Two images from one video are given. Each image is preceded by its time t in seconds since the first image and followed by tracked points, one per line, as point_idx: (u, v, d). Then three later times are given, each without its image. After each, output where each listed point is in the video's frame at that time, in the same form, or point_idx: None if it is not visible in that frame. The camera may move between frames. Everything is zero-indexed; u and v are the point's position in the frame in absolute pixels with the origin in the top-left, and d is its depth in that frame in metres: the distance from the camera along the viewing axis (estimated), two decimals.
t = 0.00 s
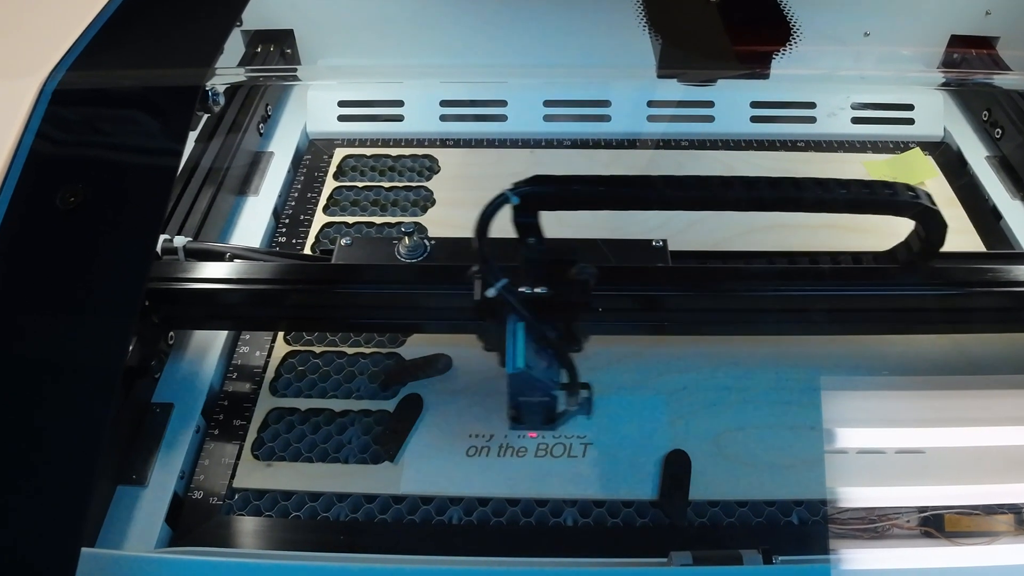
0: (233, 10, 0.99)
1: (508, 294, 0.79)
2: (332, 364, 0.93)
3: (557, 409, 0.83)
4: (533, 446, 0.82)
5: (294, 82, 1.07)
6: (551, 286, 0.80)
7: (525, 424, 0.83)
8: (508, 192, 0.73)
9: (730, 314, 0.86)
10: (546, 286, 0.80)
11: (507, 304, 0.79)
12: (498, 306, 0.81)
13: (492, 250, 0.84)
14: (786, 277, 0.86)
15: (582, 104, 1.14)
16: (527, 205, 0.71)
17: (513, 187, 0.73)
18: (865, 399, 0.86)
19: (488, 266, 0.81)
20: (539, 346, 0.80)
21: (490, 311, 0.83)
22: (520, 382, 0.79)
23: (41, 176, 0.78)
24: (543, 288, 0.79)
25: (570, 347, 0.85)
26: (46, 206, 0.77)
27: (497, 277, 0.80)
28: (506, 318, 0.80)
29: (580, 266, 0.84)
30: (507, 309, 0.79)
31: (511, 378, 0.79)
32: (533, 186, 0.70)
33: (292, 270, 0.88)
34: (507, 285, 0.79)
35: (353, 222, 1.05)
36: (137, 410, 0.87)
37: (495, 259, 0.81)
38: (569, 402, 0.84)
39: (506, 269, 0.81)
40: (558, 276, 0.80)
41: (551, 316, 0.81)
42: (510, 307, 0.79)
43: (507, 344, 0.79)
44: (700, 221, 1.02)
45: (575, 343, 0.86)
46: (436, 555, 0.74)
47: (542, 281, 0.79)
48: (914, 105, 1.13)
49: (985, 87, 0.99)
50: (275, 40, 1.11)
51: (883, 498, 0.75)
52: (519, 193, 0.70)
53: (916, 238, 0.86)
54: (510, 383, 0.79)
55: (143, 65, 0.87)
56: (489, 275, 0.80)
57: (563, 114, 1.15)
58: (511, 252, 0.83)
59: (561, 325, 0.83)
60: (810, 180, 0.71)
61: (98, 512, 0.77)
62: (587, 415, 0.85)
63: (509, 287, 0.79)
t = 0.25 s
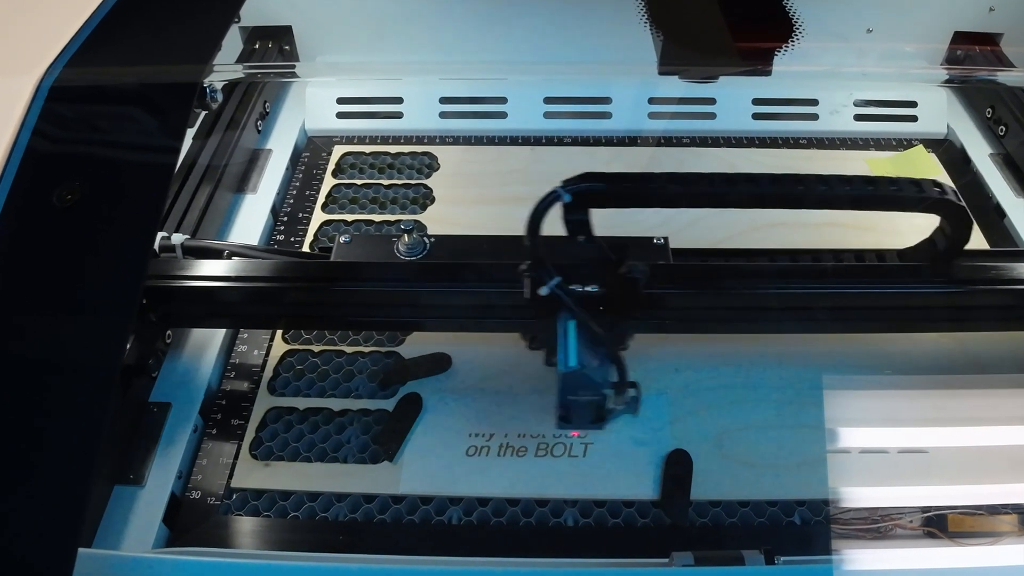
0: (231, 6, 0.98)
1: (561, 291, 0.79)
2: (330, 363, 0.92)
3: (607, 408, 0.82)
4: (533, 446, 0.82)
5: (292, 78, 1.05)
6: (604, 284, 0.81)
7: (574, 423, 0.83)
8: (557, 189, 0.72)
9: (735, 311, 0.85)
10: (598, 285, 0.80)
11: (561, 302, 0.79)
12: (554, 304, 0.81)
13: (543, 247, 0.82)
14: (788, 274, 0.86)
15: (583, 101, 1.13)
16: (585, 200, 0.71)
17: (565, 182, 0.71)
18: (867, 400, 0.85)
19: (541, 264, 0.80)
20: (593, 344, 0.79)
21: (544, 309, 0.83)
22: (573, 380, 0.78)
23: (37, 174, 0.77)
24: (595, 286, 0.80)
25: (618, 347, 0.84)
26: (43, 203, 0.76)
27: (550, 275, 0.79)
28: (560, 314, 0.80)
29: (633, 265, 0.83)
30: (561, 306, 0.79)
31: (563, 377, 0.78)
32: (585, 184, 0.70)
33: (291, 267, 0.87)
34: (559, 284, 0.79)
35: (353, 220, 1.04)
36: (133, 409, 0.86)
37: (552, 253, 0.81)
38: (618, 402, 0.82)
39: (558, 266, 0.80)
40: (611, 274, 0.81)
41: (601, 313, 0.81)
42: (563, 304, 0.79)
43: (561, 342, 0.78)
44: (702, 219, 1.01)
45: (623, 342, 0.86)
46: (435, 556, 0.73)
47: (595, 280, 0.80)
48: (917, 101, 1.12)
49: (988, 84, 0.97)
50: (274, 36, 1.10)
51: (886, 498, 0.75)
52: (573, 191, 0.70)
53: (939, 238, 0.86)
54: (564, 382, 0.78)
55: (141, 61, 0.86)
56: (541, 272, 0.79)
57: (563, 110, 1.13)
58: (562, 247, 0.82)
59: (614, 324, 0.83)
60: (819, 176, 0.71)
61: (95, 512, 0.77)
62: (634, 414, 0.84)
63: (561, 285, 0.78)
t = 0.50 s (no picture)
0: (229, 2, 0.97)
1: (444, 289, 0.80)
2: (329, 362, 0.91)
3: (494, 406, 0.81)
4: (533, 445, 0.80)
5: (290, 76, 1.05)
6: (493, 282, 0.81)
7: (462, 421, 0.83)
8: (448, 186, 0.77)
9: (723, 309, 0.86)
10: (484, 282, 0.80)
11: (445, 299, 0.80)
12: (438, 302, 0.82)
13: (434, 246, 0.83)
14: (789, 273, 0.85)
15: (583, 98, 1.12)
16: (472, 196, 0.75)
17: (455, 182, 0.77)
18: (870, 399, 0.85)
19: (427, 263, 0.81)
20: (475, 342, 0.80)
21: (429, 307, 0.83)
22: (453, 378, 0.78)
23: (34, 172, 0.77)
24: (481, 282, 0.80)
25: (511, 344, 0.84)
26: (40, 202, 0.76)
27: (434, 273, 0.80)
28: (444, 312, 0.81)
29: (525, 262, 0.85)
30: (445, 305, 0.80)
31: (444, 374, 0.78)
32: (473, 181, 0.75)
33: (289, 265, 0.87)
34: (443, 281, 0.80)
35: (352, 218, 1.03)
36: (130, 408, 0.86)
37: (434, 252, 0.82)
38: (509, 400, 0.82)
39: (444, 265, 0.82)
40: (500, 271, 0.83)
41: (490, 312, 0.81)
42: (445, 301, 0.80)
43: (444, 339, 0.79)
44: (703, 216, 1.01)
45: (518, 339, 0.85)
46: (435, 556, 0.73)
47: (480, 278, 0.80)
48: (920, 98, 1.11)
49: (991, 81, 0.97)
50: (272, 34, 1.10)
51: (889, 498, 0.74)
52: (463, 185, 0.75)
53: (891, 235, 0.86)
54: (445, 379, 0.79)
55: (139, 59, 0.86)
56: (426, 270, 0.80)
57: (562, 108, 1.13)
58: (451, 246, 0.84)
59: (505, 324, 0.83)
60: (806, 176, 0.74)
61: (92, 512, 0.76)
62: (528, 413, 0.82)
63: (444, 282, 0.79)
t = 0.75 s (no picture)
0: None
1: (508, 288, 0.78)
2: (327, 361, 0.91)
3: (557, 404, 0.82)
4: (534, 445, 0.80)
5: (288, 72, 1.04)
6: (553, 281, 0.79)
7: (526, 421, 0.82)
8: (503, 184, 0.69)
9: (736, 308, 0.84)
10: (547, 280, 0.78)
11: (508, 298, 0.78)
12: (499, 300, 0.80)
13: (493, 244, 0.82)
14: (792, 270, 0.85)
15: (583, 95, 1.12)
16: (530, 195, 0.68)
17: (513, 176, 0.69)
18: (873, 398, 0.84)
19: (488, 261, 0.81)
20: (540, 340, 0.79)
21: (489, 305, 0.82)
22: (520, 374, 0.78)
23: (29, 170, 0.76)
24: (544, 282, 0.78)
25: (569, 342, 0.84)
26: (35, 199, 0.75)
27: (495, 271, 0.79)
28: (507, 311, 0.78)
29: (582, 260, 0.83)
30: (508, 303, 0.78)
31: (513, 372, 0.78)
32: (531, 178, 0.67)
33: (287, 263, 0.86)
34: (507, 279, 0.78)
35: (349, 216, 1.02)
36: (128, 408, 0.85)
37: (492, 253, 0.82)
38: (571, 398, 0.83)
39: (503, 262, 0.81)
40: (558, 269, 0.80)
41: (548, 309, 0.80)
42: (509, 300, 0.78)
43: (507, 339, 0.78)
44: (705, 214, 1.00)
45: (575, 337, 0.85)
46: (434, 557, 0.72)
47: (542, 275, 0.78)
48: (923, 94, 1.11)
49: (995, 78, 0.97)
50: (270, 31, 1.09)
51: (892, 498, 0.73)
52: (522, 183, 0.67)
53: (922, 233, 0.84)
54: (512, 377, 0.79)
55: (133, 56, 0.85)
56: (487, 268, 0.80)
57: (563, 104, 1.12)
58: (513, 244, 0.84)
59: (561, 319, 0.82)
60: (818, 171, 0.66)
61: (89, 513, 0.76)
62: (590, 411, 0.83)
63: (508, 280, 0.78)
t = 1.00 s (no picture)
0: None
1: (564, 285, 0.75)
2: (326, 360, 0.90)
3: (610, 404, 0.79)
4: (534, 445, 0.80)
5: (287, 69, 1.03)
6: (608, 279, 0.78)
7: (576, 419, 0.81)
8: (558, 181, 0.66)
9: (740, 306, 0.83)
10: (602, 279, 0.77)
11: (564, 296, 0.76)
12: (555, 297, 0.78)
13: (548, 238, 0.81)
14: (794, 268, 0.84)
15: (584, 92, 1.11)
16: (583, 193, 0.66)
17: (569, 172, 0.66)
18: (875, 397, 0.83)
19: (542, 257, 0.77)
20: (597, 338, 0.75)
21: (544, 303, 0.80)
22: (576, 375, 0.75)
23: (25, 167, 0.75)
24: (598, 280, 0.76)
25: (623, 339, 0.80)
26: (32, 196, 0.74)
27: (551, 267, 0.75)
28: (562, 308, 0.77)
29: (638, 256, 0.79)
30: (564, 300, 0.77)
31: (566, 372, 0.75)
32: (588, 175, 0.64)
33: (286, 261, 0.85)
34: (562, 277, 0.75)
35: (348, 214, 1.02)
36: (124, 408, 0.84)
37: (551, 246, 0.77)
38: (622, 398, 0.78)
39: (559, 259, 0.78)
40: (615, 266, 0.78)
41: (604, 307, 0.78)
42: (566, 298, 0.76)
43: (563, 337, 0.75)
44: (707, 211, 0.99)
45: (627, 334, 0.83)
46: (433, 558, 0.71)
47: (598, 273, 0.77)
48: (927, 92, 1.10)
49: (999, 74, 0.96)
50: (269, 26, 1.08)
51: (894, 498, 0.73)
52: (574, 180, 0.64)
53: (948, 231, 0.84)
54: (567, 377, 0.75)
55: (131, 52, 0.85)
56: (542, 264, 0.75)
57: (564, 102, 1.12)
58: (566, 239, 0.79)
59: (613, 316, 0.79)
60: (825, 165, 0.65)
61: (85, 513, 0.75)
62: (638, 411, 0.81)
63: (565, 278, 0.75)
